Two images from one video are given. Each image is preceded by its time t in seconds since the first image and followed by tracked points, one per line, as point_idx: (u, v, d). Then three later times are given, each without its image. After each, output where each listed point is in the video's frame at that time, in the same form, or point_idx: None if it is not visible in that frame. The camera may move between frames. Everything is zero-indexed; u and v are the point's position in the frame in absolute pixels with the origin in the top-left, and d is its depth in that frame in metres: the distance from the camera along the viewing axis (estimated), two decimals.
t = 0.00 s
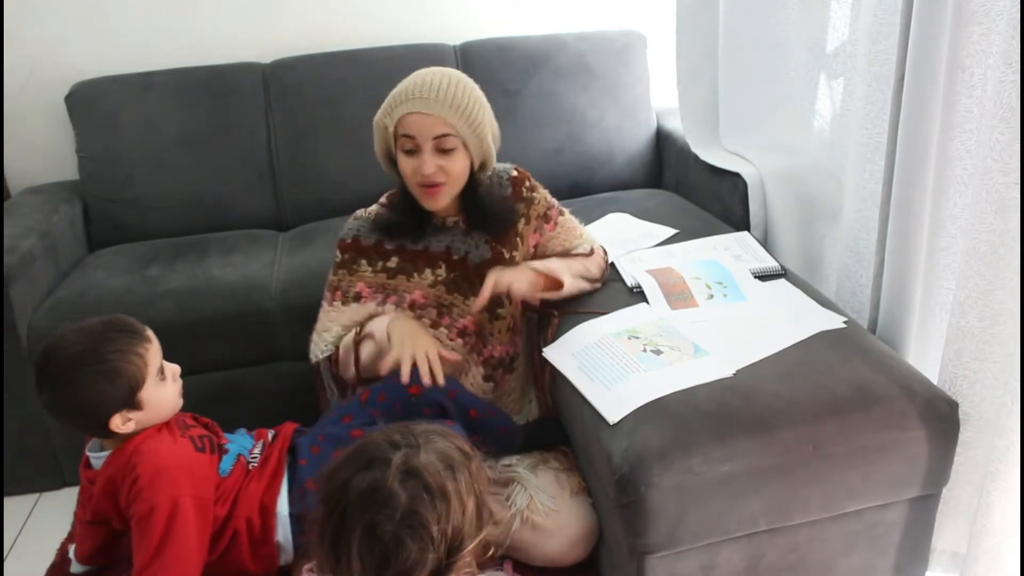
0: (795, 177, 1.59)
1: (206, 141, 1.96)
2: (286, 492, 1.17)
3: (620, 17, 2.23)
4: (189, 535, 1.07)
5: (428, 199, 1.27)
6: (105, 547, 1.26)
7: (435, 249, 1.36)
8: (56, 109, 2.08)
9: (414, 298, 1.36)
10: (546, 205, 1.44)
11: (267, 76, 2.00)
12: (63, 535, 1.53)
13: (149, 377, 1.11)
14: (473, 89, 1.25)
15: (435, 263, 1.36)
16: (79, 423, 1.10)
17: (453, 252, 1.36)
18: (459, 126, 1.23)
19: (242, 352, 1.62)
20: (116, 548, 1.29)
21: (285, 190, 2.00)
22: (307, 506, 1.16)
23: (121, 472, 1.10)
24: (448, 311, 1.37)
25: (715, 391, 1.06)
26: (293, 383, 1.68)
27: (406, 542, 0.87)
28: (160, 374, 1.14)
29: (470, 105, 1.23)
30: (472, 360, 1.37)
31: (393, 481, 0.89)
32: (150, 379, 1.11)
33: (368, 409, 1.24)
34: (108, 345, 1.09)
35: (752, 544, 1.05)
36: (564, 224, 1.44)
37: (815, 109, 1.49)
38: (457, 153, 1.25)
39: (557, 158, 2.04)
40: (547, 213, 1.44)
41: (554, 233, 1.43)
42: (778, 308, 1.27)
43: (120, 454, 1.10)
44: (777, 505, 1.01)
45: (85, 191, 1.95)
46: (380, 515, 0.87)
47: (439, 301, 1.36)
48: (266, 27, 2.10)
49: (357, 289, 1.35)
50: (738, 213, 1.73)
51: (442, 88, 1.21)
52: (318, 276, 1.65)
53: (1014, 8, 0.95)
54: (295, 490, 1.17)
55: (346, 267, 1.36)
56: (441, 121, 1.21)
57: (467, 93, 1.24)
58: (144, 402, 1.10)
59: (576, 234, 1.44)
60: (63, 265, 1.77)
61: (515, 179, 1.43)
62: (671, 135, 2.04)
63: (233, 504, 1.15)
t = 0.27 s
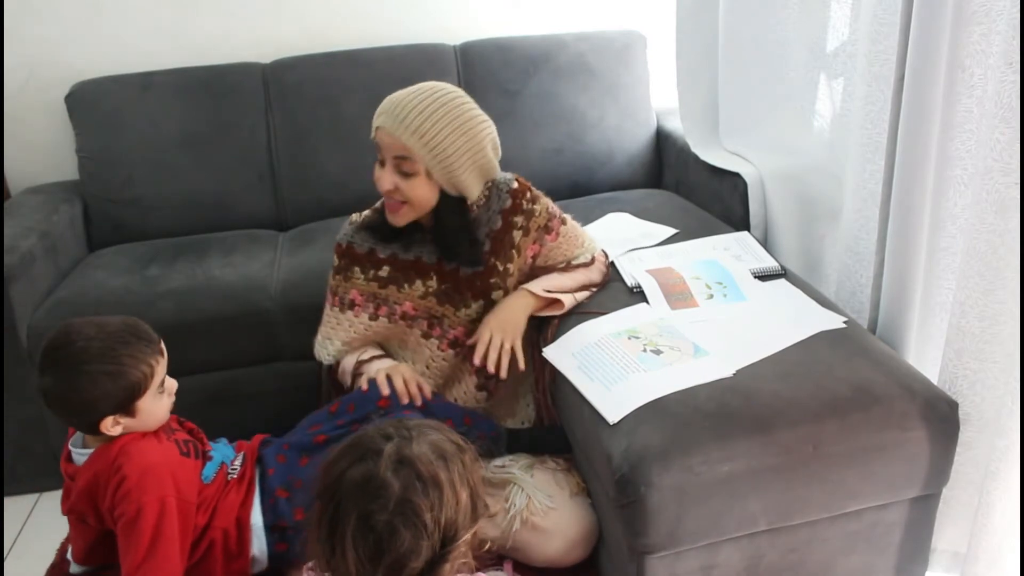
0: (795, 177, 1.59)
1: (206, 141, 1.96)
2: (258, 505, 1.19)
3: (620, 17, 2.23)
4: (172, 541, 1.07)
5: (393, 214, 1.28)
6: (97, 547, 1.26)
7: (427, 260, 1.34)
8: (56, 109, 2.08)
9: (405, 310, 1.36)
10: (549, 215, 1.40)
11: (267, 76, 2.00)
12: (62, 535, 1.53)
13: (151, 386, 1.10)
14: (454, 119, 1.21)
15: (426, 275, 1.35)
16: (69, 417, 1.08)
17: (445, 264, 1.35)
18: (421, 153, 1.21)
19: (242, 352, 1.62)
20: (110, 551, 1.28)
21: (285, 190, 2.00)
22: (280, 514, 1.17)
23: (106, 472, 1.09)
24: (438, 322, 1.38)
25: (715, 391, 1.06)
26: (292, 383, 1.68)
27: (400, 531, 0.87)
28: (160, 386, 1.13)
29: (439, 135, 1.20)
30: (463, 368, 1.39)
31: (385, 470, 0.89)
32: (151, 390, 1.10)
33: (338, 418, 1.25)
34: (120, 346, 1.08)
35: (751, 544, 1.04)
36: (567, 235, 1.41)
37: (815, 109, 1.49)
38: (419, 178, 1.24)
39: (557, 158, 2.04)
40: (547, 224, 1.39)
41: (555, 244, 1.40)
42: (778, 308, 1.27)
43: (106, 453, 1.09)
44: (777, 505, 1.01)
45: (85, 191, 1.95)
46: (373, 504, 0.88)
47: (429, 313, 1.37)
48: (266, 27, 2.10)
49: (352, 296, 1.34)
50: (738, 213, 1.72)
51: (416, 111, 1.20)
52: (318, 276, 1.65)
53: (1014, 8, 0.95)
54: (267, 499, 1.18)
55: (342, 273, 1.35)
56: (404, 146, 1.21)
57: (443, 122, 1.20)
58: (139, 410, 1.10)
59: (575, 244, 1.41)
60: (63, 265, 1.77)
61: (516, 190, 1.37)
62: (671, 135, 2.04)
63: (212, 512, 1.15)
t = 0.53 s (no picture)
0: (795, 177, 1.59)
1: (206, 141, 1.96)
2: (252, 514, 1.19)
3: (620, 17, 2.23)
4: (169, 543, 1.07)
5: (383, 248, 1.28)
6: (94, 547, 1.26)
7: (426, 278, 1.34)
8: (56, 109, 2.08)
9: (407, 328, 1.36)
10: (552, 228, 1.39)
11: (267, 76, 2.00)
12: (62, 535, 1.53)
13: (144, 385, 1.10)
14: (419, 168, 1.13)
15: (427, 292, 1.35)
16: (61, 415, 1.08)
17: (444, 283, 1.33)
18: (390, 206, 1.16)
19: (242, 352, 1.62)
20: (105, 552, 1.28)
21: (285, 190, 2.00)
22: (273, 527, 1.17)
23: (103, 473, 1.09)
24: (441, 339, 1.38)
25: (715, 391, 1.06)
26: (292, 383, 1.68)
27: (396, 515, 0.88)
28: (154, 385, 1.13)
29: (405, 188, 1.14)
30: (468, 380, 1.41)
31: (378, 457, 0.91)
32: (144, 389, 1.10)
33: (332, 432, 1.26)
34: (111, 344, 1.08)
35: (751, 545, 1.04)
36: (570, 246, 1.39)
37: (815, 109, 1.49)
38: (395, 225, 1.20)
39: (557, 158, 2.04)
40: (551, 238, 1.38)
41: (559, 256, 1.39)
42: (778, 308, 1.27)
43: (103, 453, 1.09)
44: (777, 505, 1.01)
45: (85, 191, 1.95)
46: (368, 491, 0.89)
47: (431, 330, 1.37)
48: (266, 27, 2.10)
49: (353, 314, 1.35)
50: (739, 213, 1.72)
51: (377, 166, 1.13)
52: (318, 276, 1.65)
53: (1014, 8, 0.95)
54: (260, 512, 1.18)
55: (343, 290, 1.36)
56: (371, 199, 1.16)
57: (409, 173, 1.13)
58: (132, 409, 1.09)
59: (579, 256, 1.40)
60: (63, 265, 1.77)
61: (518, 206, 1.36)
62: (671, 135, 2.04)
63: (207, 516, 1.15)
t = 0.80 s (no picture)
0: (795, 177, 1.59)
1: (206, 141, 1.96)
2: (257, 512, 1.19)
3: (620, 17, 2.23)
4: (172, 542, 1.07)
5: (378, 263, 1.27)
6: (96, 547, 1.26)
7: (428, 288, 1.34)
8: (56, 109, 2.08)
9: (408, 337, 1.36)
10: (557, 237, 1.38)
11: (267, 76, 2.00)
12: (62, 535, 1.53)
13: (144, 383, 1.10)
14: (413, 195, 1.12)
15: (429, 303, 1.35)
16: (62, 415, 1.08)
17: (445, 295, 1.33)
18: (386, 233, 1.15)
19: (242, 352, 1.62)
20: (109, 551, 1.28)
21: (285, 190, 2.00)
22: (279, 524, 1.18)
23: (105, 473, 1.09)
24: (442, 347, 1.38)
25: (715, 391, 1.06)
26: (292, 383, 1.68)
27: (387, 494, 0.89)
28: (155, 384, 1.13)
29: (399, 216, 1.12)
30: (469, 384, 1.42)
31: (364, 441, 0.93)
32: (145, 387, 1.10)
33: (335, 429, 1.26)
34: (112, 343, 1.08)
35: (752, 544, 1.04)
36: (574, 256, 1.39)
37: (815, 109, 1.49)
38: (392, 248, 1.20)
39: (557, 158, 2.04)
40: (555, 249, 1.38)
41: (562, 266, 1.38)
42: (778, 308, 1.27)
43: (105, 453, 1.09)
44: (777, 505, 1.01)
45: (85, 191, 1.95)
46: (357, 473, 0.90)
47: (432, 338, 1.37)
48: (266, 26, 2.10)
49: (353, 320, 1.34)
50: (738, 213, 1.72)
51: (370, 195, 1.12)
52: (318, 276, 1.65)
53: (1014, 8, 0.95)
54: (266, 508, 1.19)
55: (344, 297, 1.34)
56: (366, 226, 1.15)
57: (402, 201, 1.12)
58: (134, 408, 1.09)
59: (582, 265, 1.40)
60: (63, 265, 1.76)
61: (523, 218, 1.36)
62: (671, 135, 2.04)
63: (211, 516, 1.14)
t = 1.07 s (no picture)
0: (795, 177, 1.59)
1: (206, 141, 1.96)
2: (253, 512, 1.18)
3: (620, 17, 2.23)
4: (170, 543, 1.06)
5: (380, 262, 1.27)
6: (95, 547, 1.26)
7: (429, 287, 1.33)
8: (56, 109, 2.08)
9: (409, 335, 1.35)
10: (557, 236, 1.37)
11: (267, 76, 2.00)
12: (62, 535, 1.53)
13: (148, 381, 1.11)
14: (418, 190, 1.12)
15: (430, 302, 1.35)
16: (64, 407, 1.08)
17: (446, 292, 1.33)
18: (390, 229, 1.15)
19: (242, 352, 1.62)
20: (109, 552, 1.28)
21: (285, 190, 2.00)
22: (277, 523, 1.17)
23: (103, 474, 1.09)
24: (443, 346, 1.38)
25: (715, 391, 1.06)
26: (292, 383, 1.68)
27: (370, 479, 0.90)
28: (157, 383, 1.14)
29: (404, 212, 1.12)
30: (469, 383, 1.41)
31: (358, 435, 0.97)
32: (147, 385, 1.11)
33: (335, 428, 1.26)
34: (119, 339, 1.09)
35: (752, 544, 1.04)
36: (573, 255, 1.39)
37: (815, 109, 1.49)
38: (396, 245, 1.19)
39: (557, 158, 2.04)
40: (556, 248, 1.37)
41: (563, 266, 1.38)
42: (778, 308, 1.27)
43: (103, 453, 1.09)
44: (777, 505, 1.01)
45: (85, 192, 1.95)
46: (347, 459, 0.93)
47: (433, 336, 1.37)
48: (266, 26, 2.10)
49: (354, 319, 1.33)
50: (738, 213, 1.72)
51: (375, 191, 1.11)
52: (318, 276, 1.65)
53: (1014, 8, 0.95)
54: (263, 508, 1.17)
55: (345, 296, 1.33)
56: (371, 222, 1.15)
57: (407, 197, 1.12)
58: (135, 406, 1.09)
59: (582, 264, 1.40)
60: (63, 265, 1.76)
61: (524, 216, 1.35)
62: (671, 135, 2.04)
63: (207, 515, 1.14)
